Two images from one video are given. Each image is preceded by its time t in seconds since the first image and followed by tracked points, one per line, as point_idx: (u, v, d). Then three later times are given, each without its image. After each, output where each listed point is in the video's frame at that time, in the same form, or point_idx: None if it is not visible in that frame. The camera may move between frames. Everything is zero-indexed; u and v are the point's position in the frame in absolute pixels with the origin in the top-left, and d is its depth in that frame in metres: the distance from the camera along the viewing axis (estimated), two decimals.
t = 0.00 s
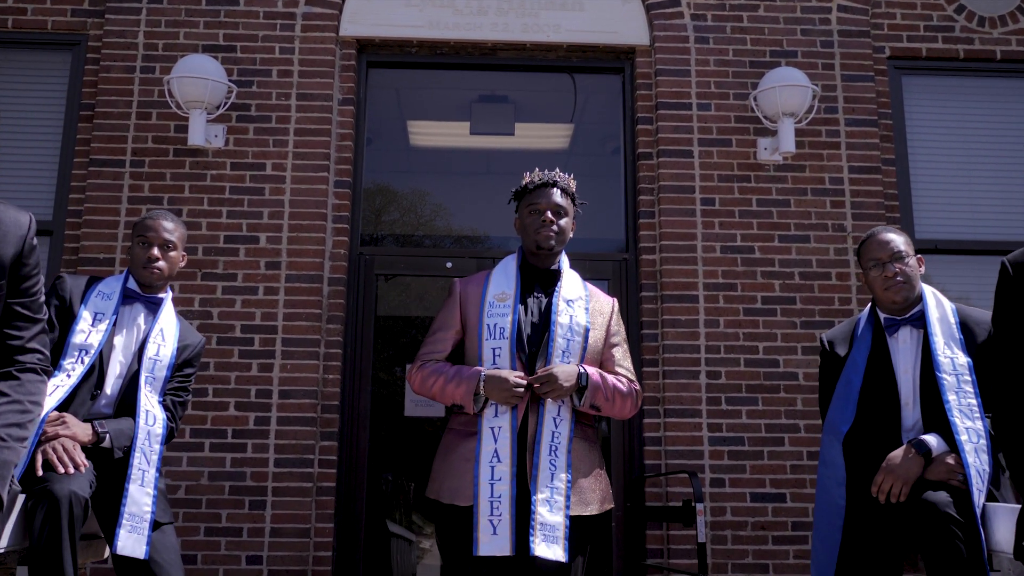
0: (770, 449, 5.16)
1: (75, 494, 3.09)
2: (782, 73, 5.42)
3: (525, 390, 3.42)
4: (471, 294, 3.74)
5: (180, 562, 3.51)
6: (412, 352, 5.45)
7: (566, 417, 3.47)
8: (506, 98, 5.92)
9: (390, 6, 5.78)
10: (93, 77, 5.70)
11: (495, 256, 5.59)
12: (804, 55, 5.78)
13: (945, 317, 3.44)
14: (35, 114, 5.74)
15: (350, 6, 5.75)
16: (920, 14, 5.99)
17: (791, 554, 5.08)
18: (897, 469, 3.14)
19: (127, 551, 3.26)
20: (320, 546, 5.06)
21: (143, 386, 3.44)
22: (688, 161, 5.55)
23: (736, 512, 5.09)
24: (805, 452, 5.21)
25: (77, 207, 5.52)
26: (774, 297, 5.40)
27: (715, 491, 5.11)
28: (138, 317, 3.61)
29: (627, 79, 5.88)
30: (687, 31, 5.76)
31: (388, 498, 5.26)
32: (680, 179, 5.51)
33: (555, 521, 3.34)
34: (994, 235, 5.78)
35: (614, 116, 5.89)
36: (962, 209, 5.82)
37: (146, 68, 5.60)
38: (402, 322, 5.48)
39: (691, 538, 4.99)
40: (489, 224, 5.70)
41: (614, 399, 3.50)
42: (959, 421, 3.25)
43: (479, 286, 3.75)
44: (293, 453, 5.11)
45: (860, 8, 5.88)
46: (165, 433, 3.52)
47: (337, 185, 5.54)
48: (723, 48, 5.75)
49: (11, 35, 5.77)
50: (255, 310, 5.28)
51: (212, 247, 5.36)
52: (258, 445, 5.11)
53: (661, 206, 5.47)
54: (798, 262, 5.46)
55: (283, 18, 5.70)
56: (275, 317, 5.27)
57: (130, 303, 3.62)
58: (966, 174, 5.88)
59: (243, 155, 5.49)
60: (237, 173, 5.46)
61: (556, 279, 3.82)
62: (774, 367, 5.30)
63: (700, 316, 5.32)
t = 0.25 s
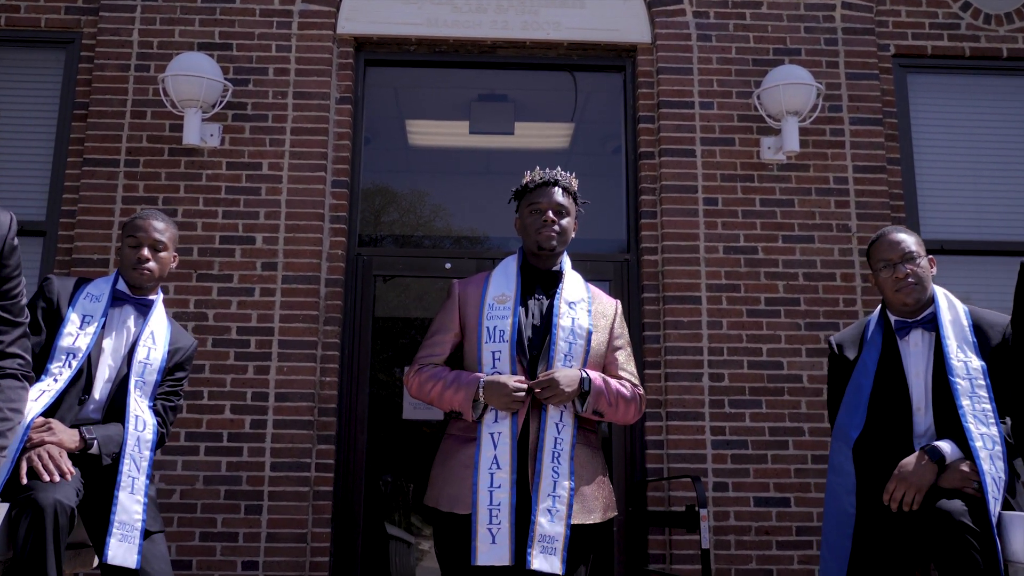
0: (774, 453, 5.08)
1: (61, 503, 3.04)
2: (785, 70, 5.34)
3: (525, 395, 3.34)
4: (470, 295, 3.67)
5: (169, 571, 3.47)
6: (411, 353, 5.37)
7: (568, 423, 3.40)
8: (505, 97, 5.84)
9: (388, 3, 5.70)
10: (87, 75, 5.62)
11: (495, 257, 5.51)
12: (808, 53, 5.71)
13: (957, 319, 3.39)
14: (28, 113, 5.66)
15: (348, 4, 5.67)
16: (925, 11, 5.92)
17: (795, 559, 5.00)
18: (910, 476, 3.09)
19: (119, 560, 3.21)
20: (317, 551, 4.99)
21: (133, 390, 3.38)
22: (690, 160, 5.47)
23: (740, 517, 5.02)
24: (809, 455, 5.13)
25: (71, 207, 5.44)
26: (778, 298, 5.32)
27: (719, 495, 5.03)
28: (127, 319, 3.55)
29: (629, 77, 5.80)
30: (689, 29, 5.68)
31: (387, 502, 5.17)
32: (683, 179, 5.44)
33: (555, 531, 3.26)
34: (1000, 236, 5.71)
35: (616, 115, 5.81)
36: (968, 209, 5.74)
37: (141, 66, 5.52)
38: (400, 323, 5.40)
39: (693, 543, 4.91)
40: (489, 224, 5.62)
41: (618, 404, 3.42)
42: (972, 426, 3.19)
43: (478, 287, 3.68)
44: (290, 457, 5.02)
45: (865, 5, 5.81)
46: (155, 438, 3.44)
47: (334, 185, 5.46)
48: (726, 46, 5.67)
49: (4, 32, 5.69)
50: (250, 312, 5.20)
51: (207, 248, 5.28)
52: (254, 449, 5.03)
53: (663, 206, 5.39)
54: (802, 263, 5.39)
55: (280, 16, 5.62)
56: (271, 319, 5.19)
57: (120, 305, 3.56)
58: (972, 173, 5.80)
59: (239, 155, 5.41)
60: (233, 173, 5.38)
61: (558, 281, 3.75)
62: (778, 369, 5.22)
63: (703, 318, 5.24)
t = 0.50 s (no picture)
0: (779, 457, 5.00)
1: (46, 511, 2.95)
2: (789, 68, 5.26)
3: (526, 400, 3.27)
4: (470, 296, 3.60)
5: None
6: (410, 355, 5.28)
7: (570, 429, 3.32)
8: (505, 95, 5.77)
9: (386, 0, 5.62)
10: (81, 73, 5.54)
11: (494, 258, 5.43)
12: (812, 51, 5.63)
13: (972, 321, 3.34)
14: (22, 111, 5.58)
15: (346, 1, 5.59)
16: (930, 9, 5.84)
17: (800, 565, 4.92)
18: (925, 484, 3.01)
19: (112, 568, 3.13)
20: (314, 556, 4.91)
21: (123, 394, 3.31)
22: (693, 160, 5.39)
23: (744, 521, 4.94)
24: (814, 459, 5.05)
25: (65, 207, 5.36)
26: (782, 300, 5.24)
27: (722, 500, 4.95)
28: (118, 321, 3.51)
29: (631, 75, 5.72)
30: (691, 26, 5.60)
31: (385, 504, 5.08)
32: (685, 178, 5.36)
33: (554, 540, 3.19)
34: (1007, 236, 5.63)
35: (617, 114, 5.73)
36: (975, 209, 5.66)
37: (136, 64, 5.44)
38: (399, 325, 5.32)
39: (696, 548, 4.83)
40: (489, 225, 5.54)
41: (621, 410, 3.34)
42: (989, 434, 3.13)
43: (478, 288, 3.61)
44: (286, 461, 4.94)
45: (869, 2, 5.73)
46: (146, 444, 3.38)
47: (332, 185, 5.37)
48: (729, 44, 5.59)
49: None
50: (246, 314, 5.12)
51: (203, 248, 5.20)
52: (250, 452, 4.95)
53: (666, 206, 5.31)
54: (807, 264, 5.31)
55: (277, 13, 5.54)
56: (268, 320, 5.11)
57: (109, 306, 3.52)
58: (979, 173, 5.72)
59: (235, 154, 5.33)
60: (229, 172, 5.30)
61: (561, 281, 3.67)
62: (783, 372, 5.14)
63: (706, 319, 5.16)
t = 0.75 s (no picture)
0: (785, 461, 4.92)
1: (31, 521, 2.90)
2: (795, 66, 5.18)
3: (530, 404, 3.19)
4: (473, 298, 3.51)
5: None
6: (411, 356, 5.22)
7: (574, 434, 3.25)
8: (507, 94, 5.69)
9: None
10: (77, 71, 5.47)
11: (496, 259, 5.35)
12: (818, 49, 5.55)
13: (989, 324, 3.30)
14: (17, 109, 5.50)
15: None
16: (938, 6, 5.77)
17: (806, 571, 4.84)
18: (943, 492, 2.96)
19: None
20: (312, 562, 4.82)
21: (113, 398, 3.22)
22: (697, 159, 5.31)
23: (749, 527, 4.86)
24: (821, 463, 4.97)
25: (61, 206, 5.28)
26: (788, 301, 5.16)
27: (728, 506, 4.87)
28: (109, 323, 3.44)
29: (634, 73, 5.64)
30: (696, 24, 5.52)
31: (385, 505, 5.01)
32: (690, 177, 5.28)
33: (555, 550, 3.11)
34: (1016, 237, 5.55)
35: (620, 112, 5.66)
36: (983, 209, 5.58)
37: (132, 62, 5.36)
38: (399, 327, 5.24)
39: (701, 554, 4.74)
40: (490, 225, 5.46)
41: (627, 415, 3.26)
42: (1007, 439, 3.09)
43: (480, 290, 3.53)
44: (284, 465, 4.86)
45: None
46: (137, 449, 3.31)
47: (331, 184, 5.29)
48: (734, 41, 5.52)
49: None
50: (244, 315, 5.04)
51: (200, 248, 5.12)
52: (247, 456, 4.87)
53: (670, 206, 5.24)
54: (813, 265, 5.23)
55: (275, 10, 5.47)
56: (266, 322, 5.03)
57: (100, 308, 3.45)
58: (987, 172, 5.64)
59: (233, 153, 5.25)
60: (226, 172, 5.23)
61: (565, 283, 3.60)
62: (789, 375, 5.06)
63: (710, 321, 5.08)
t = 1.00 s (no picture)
0: (791, 465, 4.84)
1: (16, 532, 2.86)
2: (801, 64, 5.10)
3: (532, 410, 3.12)
4: (473, 300, 3.44)
5: None
6: (411, 357, 5.14)
7: (577, 441, 3.17)
8: (508, 92, 5.61)
9: None
10: (72, 69, 5.39)
11: (497, 259, 5.27)
12: (823, 46, 5.48)
13: (1005, 327, 3.24)
14: (11, 107, 5.43)
15: None
16: (945, 3, 5.69)
17: None
18: (960, 502, 2.91)
19: None
20: (309, 568, 4.74)
21: (101, 404, 3.17)
22: (701, 158, 5.24)
23: (754, 532, 4.78)
24: (826, 467, 4.89)
25: (55, 206, 5.20)
26: (793, 303, 5.08)
27: (732, 510, 4.79)
28: (98, 326, 3.37)
29: (637, 71, 5.56)
30: (699, 21, 5.44)
31: (385, 505, 4.94)
32: (693, 177, 5.20)
33: (558, 561, 3.03)
34: None
35: (623, 111, 5.58)
36: (991, 209, 5.50)
37: (127, 59, 5.29)
38: (399, 329, 5.17)
39: (705, 559, 4.66)
40: (491, 225, 5.39)
41: (632, 421, 3.19)
42: None
43: (480, 291, 3.45)
44: (281, 469, 4.78)
45: None
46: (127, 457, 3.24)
47: (329, 184, 5.22)
48: (738, 39, 5.44)
49: None
50: (241, 317, 4.96)
51: (196, 249, 5.04)
52: (244, 460, 4.79)
53: (673, 206, 5.16)
54: (818, 266, 5.15)
55: (273, 7, 5.39)
56: (263, 323, 4.95)
57: (89, 311, 3.37)
58: (994, 172, 5.56)
59: (230, 152, 5.18)
60: (223, 171, 5.15)
61: (568, 284, 3.52)
62: (794, 377, 4.98)
63: (714, 323, 5.00)
